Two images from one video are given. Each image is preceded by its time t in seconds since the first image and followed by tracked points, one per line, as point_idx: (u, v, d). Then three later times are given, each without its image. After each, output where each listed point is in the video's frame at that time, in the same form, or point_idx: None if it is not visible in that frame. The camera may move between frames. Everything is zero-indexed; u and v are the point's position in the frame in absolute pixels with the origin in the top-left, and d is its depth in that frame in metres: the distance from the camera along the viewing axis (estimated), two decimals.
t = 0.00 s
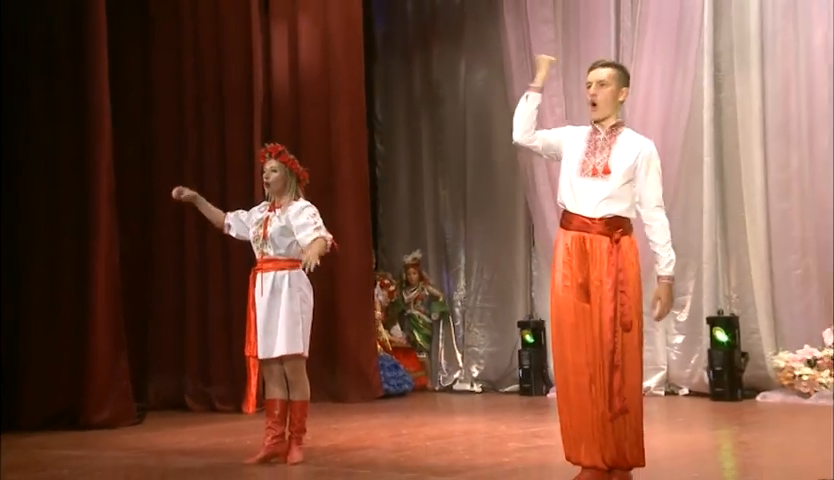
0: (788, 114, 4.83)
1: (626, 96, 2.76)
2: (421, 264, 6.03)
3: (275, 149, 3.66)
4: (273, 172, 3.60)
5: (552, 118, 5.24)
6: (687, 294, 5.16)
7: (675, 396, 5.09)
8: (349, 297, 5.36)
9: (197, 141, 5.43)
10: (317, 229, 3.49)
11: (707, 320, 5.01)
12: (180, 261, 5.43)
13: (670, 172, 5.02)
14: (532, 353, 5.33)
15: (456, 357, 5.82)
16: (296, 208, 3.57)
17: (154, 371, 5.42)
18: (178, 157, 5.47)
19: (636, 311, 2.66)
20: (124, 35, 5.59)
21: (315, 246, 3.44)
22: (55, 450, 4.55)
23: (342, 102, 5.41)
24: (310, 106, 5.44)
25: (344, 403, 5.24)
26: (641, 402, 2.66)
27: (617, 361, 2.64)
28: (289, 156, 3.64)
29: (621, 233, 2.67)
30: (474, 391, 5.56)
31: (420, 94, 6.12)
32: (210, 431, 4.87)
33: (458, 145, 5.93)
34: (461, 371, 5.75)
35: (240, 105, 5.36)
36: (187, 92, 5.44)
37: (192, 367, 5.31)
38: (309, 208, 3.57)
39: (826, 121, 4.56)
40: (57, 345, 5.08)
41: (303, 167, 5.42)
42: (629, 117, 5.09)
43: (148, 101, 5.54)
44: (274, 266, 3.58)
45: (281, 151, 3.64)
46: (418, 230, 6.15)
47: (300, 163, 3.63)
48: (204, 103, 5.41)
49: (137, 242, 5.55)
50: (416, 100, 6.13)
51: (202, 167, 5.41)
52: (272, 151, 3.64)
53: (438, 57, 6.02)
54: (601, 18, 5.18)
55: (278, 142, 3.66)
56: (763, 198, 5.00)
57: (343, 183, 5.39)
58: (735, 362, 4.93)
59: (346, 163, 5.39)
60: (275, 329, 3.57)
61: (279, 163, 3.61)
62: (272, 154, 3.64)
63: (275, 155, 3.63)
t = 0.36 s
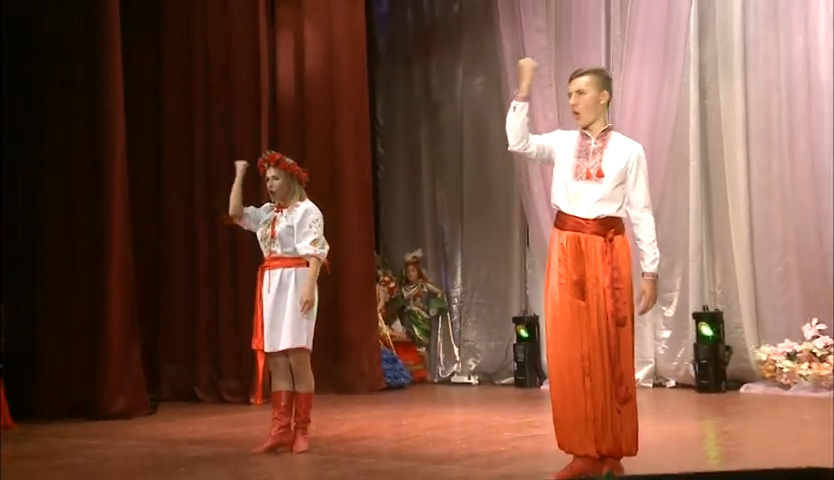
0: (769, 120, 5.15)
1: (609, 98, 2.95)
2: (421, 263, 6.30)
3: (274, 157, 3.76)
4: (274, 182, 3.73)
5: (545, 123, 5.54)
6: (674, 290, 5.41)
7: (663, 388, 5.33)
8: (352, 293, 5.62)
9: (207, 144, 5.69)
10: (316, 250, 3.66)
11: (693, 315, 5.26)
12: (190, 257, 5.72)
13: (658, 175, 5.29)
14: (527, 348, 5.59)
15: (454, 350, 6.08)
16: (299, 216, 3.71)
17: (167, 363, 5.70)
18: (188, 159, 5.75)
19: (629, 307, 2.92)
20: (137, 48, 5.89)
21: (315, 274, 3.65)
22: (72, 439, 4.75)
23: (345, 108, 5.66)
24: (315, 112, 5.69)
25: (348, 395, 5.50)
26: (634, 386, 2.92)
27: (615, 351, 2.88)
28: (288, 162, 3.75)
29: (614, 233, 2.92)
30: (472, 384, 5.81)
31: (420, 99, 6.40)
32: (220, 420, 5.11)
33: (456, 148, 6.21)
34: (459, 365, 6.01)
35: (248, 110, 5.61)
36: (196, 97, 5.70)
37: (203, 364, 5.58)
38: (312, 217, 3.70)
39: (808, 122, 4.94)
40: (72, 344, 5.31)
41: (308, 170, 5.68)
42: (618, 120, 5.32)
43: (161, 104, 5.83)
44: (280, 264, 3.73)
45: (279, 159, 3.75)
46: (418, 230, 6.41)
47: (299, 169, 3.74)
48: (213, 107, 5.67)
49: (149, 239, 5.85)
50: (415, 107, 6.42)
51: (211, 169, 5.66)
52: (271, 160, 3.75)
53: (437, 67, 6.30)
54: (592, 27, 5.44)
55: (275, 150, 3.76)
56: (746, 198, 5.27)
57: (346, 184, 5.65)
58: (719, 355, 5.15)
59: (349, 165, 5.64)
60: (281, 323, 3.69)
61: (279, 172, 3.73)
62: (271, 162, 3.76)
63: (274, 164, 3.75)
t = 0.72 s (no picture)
0: (752, 127, 5.46)
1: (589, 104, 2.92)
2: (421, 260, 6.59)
3: (273, 158, 3.88)
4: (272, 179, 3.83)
5: (540, 129, 5.81)
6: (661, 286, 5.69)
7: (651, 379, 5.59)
8: (354, 289, 5.91)
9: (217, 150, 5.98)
10: (317, 249, 3.76)
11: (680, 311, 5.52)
12: (201, 257, 6.00)
13: (647, 175, 5.53)
14: (521, 342, 5.88)
15: (452, 342, 6.39)
16: (301, 215, 3.81)
17: (179, 356, 5.99)
18: (199, 162, 6.03)
19: (619, 302, 2.85)
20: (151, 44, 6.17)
21: (319, 272, 3.75)
22: (89, 428, 4.90)
23: (348, 113, 5.94)
24: (319, 116, 5.97)
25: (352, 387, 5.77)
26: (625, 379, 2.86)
27: (602, 346, 2.83)
28: (285, 163, 3.86)
29: (603, 231, 2.87)
30: (469, 376, 6.10)
31: (419, 105, 6.68)
32: (229, 409, 5.37)
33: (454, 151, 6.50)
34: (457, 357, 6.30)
35: (257, 116, 5.91)
36: (207, 105, 5.98)
37: (215, 358, 5.86)
38: (313, 216, 3.79)
39: (789, 128, 5.31)
40: (89, 346, 5.56)
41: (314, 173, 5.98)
42: (610, 125, 5.61)
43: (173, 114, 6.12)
44: (288, 262, 3.82)
45: (278, 161, 3.87)
46: (418, 231, 6.70)
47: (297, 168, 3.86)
48: (223, 114, 5.96)
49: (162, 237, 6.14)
50: (415, 111, 6.70)
51: (221, 172, 5.95)
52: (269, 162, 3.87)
53: (436, 74, 6.59)
54: (584, 38, 5.73)
55: (274, 152, 3.89)
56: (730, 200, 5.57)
57: (349, 186, 5.93)
58: (704, 347, 5.41)
59: (352, 168, 5.93)
60: (291, 319, 3.80)
61: (278, 171, 3.85)
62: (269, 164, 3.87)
63: (273, 165, 3.87)
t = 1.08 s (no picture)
0: (743, 128, 5.62)
1: (590, 109, 3.05)
2: (421, 259, 6.75)
3: (288, 155, 3.98)
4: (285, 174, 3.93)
5: (537, 131, 6.01)
6: (654, 284, 5.87)
7: (645, 375, 5.74)
8: (357, 288, 6.06)
9: (223, 152, 6.15)
10: (317, 249, 3.86)
11: (672, 308, 5.68)
12: (208, 255, 6.18)
13: (641, 175, 5.72)
14: (518, 338, 6.05)
15: (451, 339, 6.57)
16: (303, 216, 3.92)
17: (187, 352, 6.18)
18: (206, 163, 6.22)
19: (608, 301, 2.92)
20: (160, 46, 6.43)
21: (319, 269, 3.88)
22: (100, 421, 5.00)
23: (349, 115, 6.09)
24: (322, 118, 6.14)
25: (355, 382, 5.92)
26: (618, 373, 2.95)
27: (591, 342, 2.92)
28: (299, 161, 3.97)
29: (594, 231, 2.95)
30: (468, 371, 6.29)
31: (421, 109, 6.85)
32: (235, 402, 5.53)
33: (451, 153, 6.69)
34: (457, 353, 6.48)
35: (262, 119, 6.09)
36: (213, 108, 6.15)
37: (220, 354, 6.02)
38: (315, 217, 3.90)
39: (779, 129, 5.48)
40: (100, 347, 5.68)
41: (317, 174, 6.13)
42: (604, 127, 5.78)
43: (180, 117, 6.35)
44: (290, 261, 3.94)
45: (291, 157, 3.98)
46: (418, 231, 6.87)
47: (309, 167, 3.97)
48: (229, 116, 6.12)
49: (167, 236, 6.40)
50: (416, 113, 6.87)
51: (227, 172, 6.13)
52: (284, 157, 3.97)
53: (436, 78, 6.78)
54: (580, 43, 5.90)
55: (289, 151, 3.99)
56: (722, 202, 5.73)
57: (351, 185, 6.08)
58: (696, 343, 5.54)
59: (353, 168, 6.07)
60: (293, 316, 3.92)
61: (291, 167, 3.95)
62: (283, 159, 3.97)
63: (287, 159, 3.97)
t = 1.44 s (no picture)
0: (743, 126, 5.62)
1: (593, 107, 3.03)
2: (420, 258, 6.76)
3: (284, 159, 3.95)
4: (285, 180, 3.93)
5: (537, 131, 6.02)
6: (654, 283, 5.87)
7: (645, 374, 5.74)
8: (356, 288, 6.06)
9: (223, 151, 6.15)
10: (314, 252, 3.86)
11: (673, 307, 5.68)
12: (208, 255, 6.19)
13: (641, 175, 5.73)
14: (518, 338, 6.05)
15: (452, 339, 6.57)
16: (304, 216, 3.92)
17: (187, 352, 6.19)
18: (207, 164, 6.23)
19: (607, 299, 2.92)
20: (160, 46, 6.44)
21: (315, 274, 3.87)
22: (100, 421, 5.00)
23: (350, 115, 6.09)
24: (323, 118, 6.15)
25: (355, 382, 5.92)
26: (616, 372, 2.95)
27: (589, 342, 2.92)
28: (297, 164, 3.94)
29: (595, 230, 2.95)
30: (468, 371, 6.30)
31: (421, 110, 6.86)
32: (236, 402, 5.53)
33: (451, 155, 6.70)
34: (457, 352, 6.49)
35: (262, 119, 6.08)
36: (214, 109, 6.16)
37: (220, 355, 6.02)
38: (315, 220, 3.89)
39: (779, 128, 5.48)
40: (100, 347, 5.68)
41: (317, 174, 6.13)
42: (605, 127, 5.79)
43: (180, 118, 6.37)
44: (288, 261, 3.93)
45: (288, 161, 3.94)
46: (419, 230, 6.87)
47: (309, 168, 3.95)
48: (229, 115, 6.12)
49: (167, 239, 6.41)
50: (416, 113, 6.88)
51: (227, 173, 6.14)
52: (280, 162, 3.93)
53: (436, 79, 6.78)
54: (581, 42, 5.90)
55: (283, 153, 3.95)
56: (722, 201, 5.73)
57: (351, 185, 6.08)
58: (696, 343, 5.54)
59: (354, 168, 6.07)
60: (290, 316, 3.91)
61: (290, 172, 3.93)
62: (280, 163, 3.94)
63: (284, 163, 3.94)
